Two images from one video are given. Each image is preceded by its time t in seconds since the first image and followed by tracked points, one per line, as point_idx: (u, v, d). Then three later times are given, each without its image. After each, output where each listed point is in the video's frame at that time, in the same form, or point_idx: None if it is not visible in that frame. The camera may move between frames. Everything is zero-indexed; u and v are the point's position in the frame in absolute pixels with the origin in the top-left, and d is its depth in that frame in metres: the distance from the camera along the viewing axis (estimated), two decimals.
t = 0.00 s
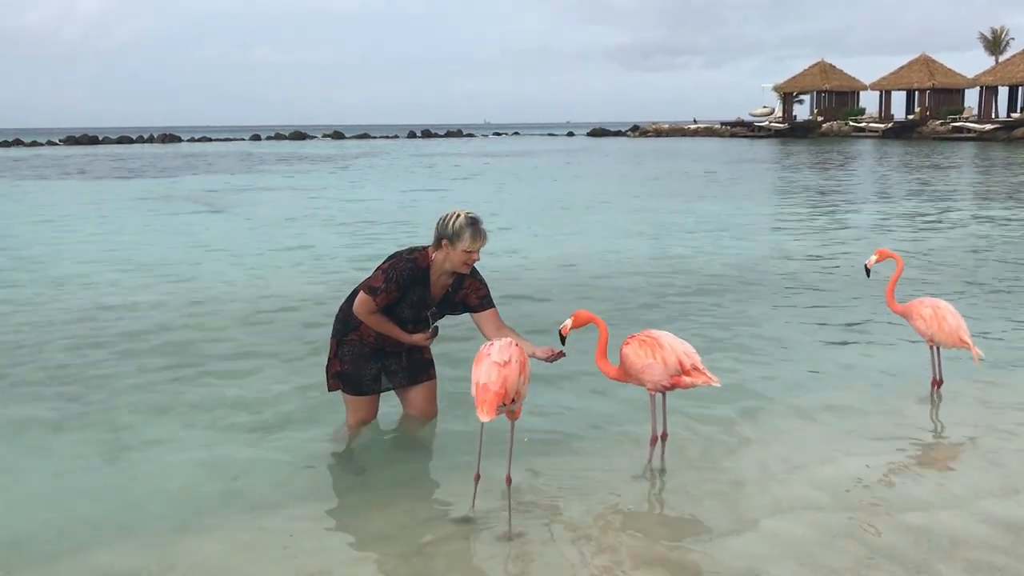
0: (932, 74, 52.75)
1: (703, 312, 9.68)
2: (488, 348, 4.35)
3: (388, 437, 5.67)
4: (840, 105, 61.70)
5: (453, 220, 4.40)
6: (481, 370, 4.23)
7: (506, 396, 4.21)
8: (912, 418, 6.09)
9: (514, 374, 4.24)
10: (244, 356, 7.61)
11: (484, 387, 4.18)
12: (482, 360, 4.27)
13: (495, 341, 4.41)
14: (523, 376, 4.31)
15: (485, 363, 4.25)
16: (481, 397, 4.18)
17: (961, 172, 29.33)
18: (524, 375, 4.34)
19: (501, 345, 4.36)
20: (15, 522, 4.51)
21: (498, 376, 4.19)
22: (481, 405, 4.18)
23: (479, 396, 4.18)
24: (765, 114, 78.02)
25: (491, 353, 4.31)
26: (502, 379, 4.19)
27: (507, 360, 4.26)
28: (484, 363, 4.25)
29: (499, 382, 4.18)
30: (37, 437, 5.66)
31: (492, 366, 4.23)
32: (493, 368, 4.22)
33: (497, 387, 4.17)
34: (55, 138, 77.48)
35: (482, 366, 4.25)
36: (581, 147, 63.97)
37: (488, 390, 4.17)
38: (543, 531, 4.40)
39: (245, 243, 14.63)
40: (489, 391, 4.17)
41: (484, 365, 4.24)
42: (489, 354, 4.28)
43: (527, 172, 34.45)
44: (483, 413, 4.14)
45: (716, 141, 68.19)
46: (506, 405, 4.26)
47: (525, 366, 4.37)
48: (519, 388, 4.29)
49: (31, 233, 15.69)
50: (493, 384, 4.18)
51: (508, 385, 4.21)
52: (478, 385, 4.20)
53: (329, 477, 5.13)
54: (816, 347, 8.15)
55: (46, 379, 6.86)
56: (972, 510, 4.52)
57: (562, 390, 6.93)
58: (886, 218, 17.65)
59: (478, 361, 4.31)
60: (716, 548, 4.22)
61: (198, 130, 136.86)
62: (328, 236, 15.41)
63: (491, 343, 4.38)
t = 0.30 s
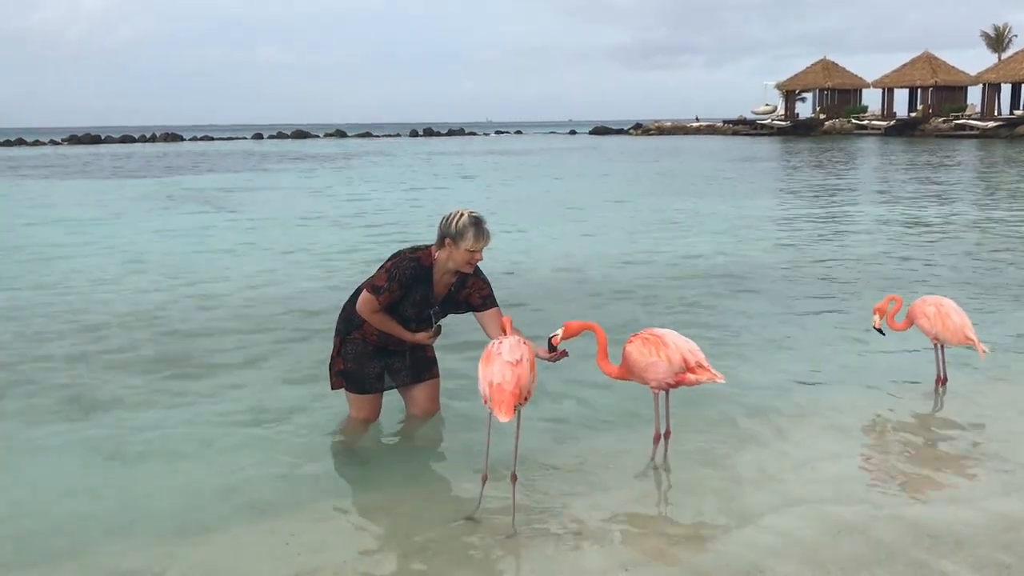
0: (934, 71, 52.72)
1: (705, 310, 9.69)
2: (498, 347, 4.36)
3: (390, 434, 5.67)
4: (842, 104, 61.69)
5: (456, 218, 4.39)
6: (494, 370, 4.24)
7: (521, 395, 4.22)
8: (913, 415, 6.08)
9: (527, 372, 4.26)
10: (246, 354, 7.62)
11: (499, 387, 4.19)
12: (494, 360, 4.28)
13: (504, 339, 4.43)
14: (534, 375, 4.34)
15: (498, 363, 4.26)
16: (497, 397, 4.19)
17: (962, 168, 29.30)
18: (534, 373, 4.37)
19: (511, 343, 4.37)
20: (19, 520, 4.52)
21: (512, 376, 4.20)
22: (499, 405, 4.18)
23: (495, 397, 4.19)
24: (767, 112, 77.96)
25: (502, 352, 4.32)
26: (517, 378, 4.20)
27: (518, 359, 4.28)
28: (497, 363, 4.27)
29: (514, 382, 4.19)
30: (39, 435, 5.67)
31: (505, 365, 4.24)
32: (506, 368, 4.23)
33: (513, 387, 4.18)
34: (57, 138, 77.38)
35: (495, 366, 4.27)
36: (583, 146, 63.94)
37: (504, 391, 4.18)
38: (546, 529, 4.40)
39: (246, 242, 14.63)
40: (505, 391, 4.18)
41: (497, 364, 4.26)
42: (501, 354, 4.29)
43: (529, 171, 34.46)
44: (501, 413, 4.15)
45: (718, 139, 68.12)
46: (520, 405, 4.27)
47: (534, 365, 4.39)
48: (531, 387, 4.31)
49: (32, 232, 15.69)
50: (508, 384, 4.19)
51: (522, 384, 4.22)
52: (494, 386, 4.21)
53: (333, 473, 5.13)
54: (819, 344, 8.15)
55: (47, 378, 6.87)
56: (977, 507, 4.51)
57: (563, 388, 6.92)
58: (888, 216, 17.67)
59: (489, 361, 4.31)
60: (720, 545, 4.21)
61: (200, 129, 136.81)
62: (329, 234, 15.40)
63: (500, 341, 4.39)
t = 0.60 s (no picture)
0: (936, 65, 52.58)
1: (706, 305, 9.65)
2: (500, 343, 4.36)
3: (392, 430, 5.66)
4: (844, 98, 61.56)
5: (456, 215, 4.38)
6: (499, 365, 4.23)
7: (526, 390, 4.21)
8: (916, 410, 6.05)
9: (531, 367, 4.26)
10: (246, 351, 7.59)
11: (505, 381, 4.18)
12: (497, 356, 4.28)
13: (506, 335, 4.43)
14: (536, 370, 4.35)
15: (502, 358, 4.26)
16: (503, 392, 4.17)
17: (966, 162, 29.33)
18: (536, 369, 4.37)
19: (513, 339, 4.38)
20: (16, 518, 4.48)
21: (518, 370, 4.20)
22: (505, 400, 4.16)
23: (501, 391, 4.17)
24: (770, 107, 77.84)
25: (505, 347, 4.32)
26: (521, 373, 4.21)
27: (522, 354, 4.28)
28: (500, 358, 4.26)
29: (520, 377, 4.18)
30: (38, 433, 5.64)
31: (510, 360, 4.24)
32: (511, 363, 4.22)
33: (518, 381, 4.17)
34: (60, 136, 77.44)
35: (499, 361, 4.26)
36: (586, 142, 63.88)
37: (510, 385, 4.17)
38: (547, 525, 4.37)
39: (248, 239, 14.61)
40: (511, 386, 4.16)
41: (501, 360, 4.25)
42: (504, 349, 4.30)
43: (531, 167, 34.42)
44: (509, 407, 4.13)
45: (721, 134, 68.00)
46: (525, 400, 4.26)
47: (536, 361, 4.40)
48: (535, 383, 4.30)
49: (34, 230, 15.68)
50: (513, 378, 4.18)
51: (527, 379, 4.22)
52: (499, 381, 4.20)
53: (334, 471, 5.10)
54: (821, 339, 8.11)
55: (46, 375, 6.84)
56: (982, 503, 4.47)
57: (566, 382, 6.93)
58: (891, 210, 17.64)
59: (493, 356, 4.30)
60: (723, 542, 4.18)
61: (203, 127, 136.86)
62: (330, 232, 15.37)
63: (503, 337, 4.39)
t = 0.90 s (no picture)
0: (936, 61, 52.75)
1: (706, 303, 9.79)
2: (495, 339, 4.54)
3: (395, 427, 5.84)
4: (844, 94, 61.67)
5: (452, 208, 4.59)
6: (493, 361, 4.43)
7: (519, 386, 4.40)
8: (908, 407, 6.20)
9: (524, 363, 4.44)
10: (252, 352, 7.73)
11: (498, 378, 4.37)
12: (492, 352, 4.46)
13: (501, 330, 4.61)
14: (530, 366, 4.53)
15: (496, 354, 4.44)
16: (497, 388, 4.37)
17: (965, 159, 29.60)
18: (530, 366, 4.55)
19: (508, 335, 4.56)
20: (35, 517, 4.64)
21: (511, 366, 4.38)
22: (499, 397, 4.35)
23: (494, 388, 4.37)
24: (770, 103, 77.95)
25: (500, 344, 4.50)
26: (514, 369, 4.39)
27: (516, 350, 4.46)
28: (495, 354, 4.45)
29: (514, 372, 4.37)
30: (52, 433, 5.79)
31: (504, 356, 4.42)
32: (505, 359, 4.41)
33: (512, 377, 4.36)
34: (64, 134, 77.32)
35: (493, 357, 4.45)
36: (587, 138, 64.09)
37: (503, 381, 4.36)
38: (552, 523, 4.53)
39: (251, 237, 14.73)
40: (504, 381, 4.36)
41: (495, 355, 4.44)
42: (498, 345, 4.48)
43: (531, 163, 34.59)
44: (500, 404, 4.32)
45: (721, 130, 68.14)
46: (519, 394, 4.45)
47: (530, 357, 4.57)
48: (529, 379, 4.49)
49: (39, 229, 15.80)
50: (506, 374, 4.37)
51: (520, 375, 4.40)
52: (492, 377, 4.39)
53: (341, 470, 5.27)
54: (817, 336, 8.26)
55: (56, 376, 6.99)
56: (976, 502, 4.64)
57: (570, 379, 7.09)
58: (889, 206, 17.79)
59: (487, 353, 4.49)
60: (724, 540, 4.34)
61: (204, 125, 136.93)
62: (332, 230, 15.50)
63: (498, 333, 4.58)
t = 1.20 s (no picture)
0: (937, 60, 52.84)
1: (707, 297, 9.74)
2: (486, 337, 4.32)
3: (390, 423, 5.76)
4: (845, 93, 61.71)
5: (437, 197, 4.43)
6: (482, 360, 4.21)
7: (509, 384, 4.18)
8: (915, 396, 6.09)
9: (514, 362, 4.23)
10: (251, 355, 7.72)
11: (487, 376, 4.16)
12: (481, 351, 4.25)
13: (492, 330, 4.40)
14: (523, 365, 4.31)
15: (486, 353, 4.23)
16: (486, 387, 4.15)
17: (967, 158, 29.61)
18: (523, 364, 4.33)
19: (499, 333, 4.34)
20: (24, 516, 4.58)
21: (500, 365, 4.17)
22: (488, 395, 4.14)
23: (483, 387, 4.16)
24: (771, 102, 77.99)
25: (489, 342, 4.29)
26: (504, 368, 4.17)
27: (506, 348, 4.24)
28: (484, 353, 4.23)
29: (502, 371, 4.16)
30: (48, 435, 5.77)
31: (493, 355, 4.21)
32: (494, 357, 4.20)
33: (501, 376, 4.15)
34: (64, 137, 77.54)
35: (482, 356, 4.23)
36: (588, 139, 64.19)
37: (493, 380, 4.14)
38: (545, 519, 4.36)
39: (251, 238, 14.75)
40: (493, 379, 4.14)
41: (484, 354, 4.23)
42: (489, 343, 4.26)
43: (532, 163, 34.56)
44: (490, 403, 4.11)
45: (722, 130, 68.22)
46: (509, 395, 4.23)
47: (523, 356, 4.35)
48: (520, 376, 4.27)
49: (39, 230, 15.79)
50: (496, 373, 4.16)
51: (510, 373, 4.18)
52: (482, 376, 4.18)
53: (335, 465, 5.17)
54: (818, 328, 8.19)
55: (56, 381, 6.99)
56: (983, 499, 4.40)
57: (566, 372, 6.93)
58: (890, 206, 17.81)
59: (477, 351, 4.28)
60: (719, 535, 4.14)
61: (205, 125, 137.09)
62: (333, 230, 15.51)
63: (489, 332, 4.35)
